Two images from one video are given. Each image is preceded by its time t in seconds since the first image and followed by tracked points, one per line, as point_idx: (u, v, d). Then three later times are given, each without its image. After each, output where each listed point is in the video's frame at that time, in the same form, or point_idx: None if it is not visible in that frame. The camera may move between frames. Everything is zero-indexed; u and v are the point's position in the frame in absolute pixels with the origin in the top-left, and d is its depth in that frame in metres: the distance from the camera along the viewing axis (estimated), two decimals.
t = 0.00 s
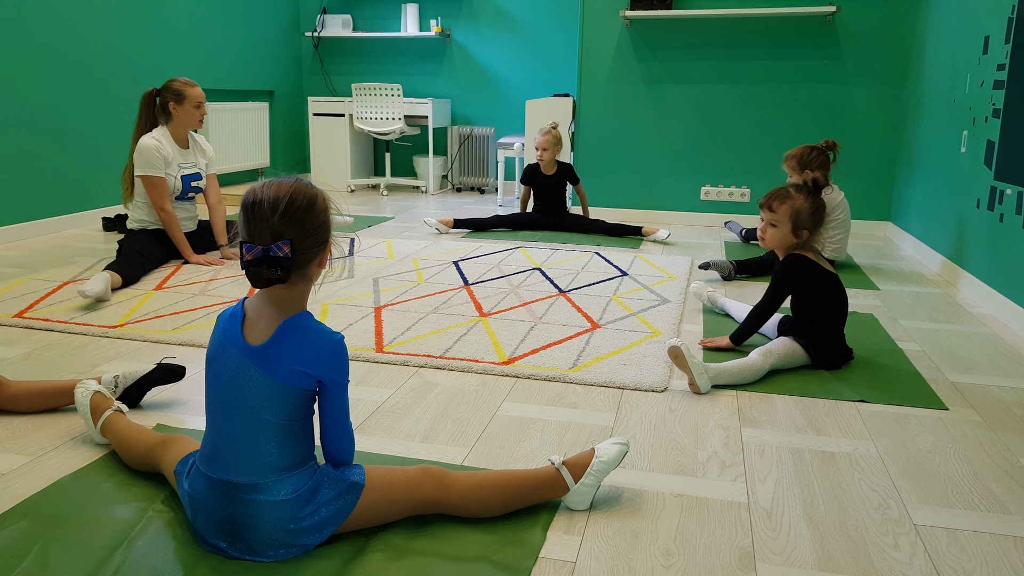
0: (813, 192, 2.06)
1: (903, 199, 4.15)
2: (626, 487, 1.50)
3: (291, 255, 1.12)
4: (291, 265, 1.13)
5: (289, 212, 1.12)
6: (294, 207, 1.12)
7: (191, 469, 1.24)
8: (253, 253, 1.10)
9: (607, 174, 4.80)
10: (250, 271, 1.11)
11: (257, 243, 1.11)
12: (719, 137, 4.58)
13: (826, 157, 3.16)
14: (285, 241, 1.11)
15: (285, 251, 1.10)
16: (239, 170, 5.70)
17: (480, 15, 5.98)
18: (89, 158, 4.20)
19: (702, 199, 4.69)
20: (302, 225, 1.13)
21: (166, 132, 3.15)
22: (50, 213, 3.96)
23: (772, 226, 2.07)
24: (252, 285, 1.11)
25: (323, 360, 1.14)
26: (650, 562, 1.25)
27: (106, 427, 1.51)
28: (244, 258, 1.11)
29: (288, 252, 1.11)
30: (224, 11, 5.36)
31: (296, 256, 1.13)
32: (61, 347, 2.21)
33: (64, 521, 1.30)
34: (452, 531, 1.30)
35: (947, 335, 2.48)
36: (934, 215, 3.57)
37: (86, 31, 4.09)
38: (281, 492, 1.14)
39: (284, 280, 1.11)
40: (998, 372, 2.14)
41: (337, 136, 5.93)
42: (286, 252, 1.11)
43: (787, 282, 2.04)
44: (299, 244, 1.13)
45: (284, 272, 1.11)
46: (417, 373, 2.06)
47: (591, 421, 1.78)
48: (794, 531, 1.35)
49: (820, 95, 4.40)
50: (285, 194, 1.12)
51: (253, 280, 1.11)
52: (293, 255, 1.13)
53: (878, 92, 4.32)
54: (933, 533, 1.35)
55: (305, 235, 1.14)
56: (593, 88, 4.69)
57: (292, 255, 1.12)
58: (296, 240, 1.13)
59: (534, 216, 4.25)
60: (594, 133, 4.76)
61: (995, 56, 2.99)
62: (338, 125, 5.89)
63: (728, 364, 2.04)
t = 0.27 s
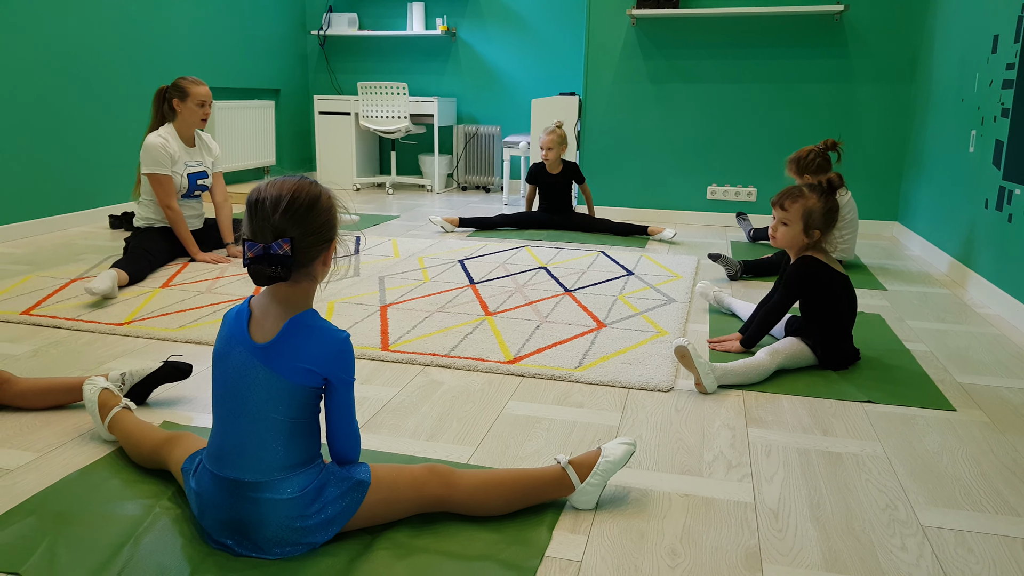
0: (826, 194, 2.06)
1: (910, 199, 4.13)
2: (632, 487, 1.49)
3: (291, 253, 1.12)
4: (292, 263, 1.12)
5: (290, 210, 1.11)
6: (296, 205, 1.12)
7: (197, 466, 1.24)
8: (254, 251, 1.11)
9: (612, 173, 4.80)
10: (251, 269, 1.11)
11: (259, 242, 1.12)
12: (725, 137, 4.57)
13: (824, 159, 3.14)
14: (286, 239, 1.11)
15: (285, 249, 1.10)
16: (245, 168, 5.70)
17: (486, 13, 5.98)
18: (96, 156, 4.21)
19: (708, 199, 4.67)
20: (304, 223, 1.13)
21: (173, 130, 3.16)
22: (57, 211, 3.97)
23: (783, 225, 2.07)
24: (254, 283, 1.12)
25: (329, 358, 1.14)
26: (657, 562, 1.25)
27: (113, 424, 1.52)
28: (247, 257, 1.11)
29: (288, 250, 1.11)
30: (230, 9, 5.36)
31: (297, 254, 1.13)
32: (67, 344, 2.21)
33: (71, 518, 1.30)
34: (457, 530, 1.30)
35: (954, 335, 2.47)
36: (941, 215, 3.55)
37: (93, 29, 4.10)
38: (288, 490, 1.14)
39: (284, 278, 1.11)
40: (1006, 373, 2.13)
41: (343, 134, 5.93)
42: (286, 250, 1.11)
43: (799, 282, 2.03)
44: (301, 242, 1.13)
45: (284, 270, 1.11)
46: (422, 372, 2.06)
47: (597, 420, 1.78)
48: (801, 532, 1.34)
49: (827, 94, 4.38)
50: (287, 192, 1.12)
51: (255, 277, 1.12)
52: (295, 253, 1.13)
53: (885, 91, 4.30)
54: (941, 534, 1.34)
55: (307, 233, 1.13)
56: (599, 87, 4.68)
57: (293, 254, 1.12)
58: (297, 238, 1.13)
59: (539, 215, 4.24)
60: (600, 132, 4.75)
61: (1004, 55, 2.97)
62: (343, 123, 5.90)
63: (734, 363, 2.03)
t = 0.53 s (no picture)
0: (833, 196, 2.05)
1: (919, 200, 4.11)
2: (639, 488, 1.49)
3: (298, 252, 1.12)
4: (299, 262, 1.13)
5: (296, 209, 1.11)
6: (303, 204, 1.12)
7: (205, 465, 1.24)
8: (261, 250, 1.11)
9: (620, 173, 4.79)
10: (259, 268, 1.12)
11: (266, 241, 1.12)
12: (732, 137, 4.56)
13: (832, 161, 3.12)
14: (292, 238, 1.11)
15: (291, 248, 1.11)
16: (253, 167, 5.72)
17: (494, 13, 5.98)
18: (105, 155, 4.23)
19: (715, 199, 4.66)
20: (311, 222, 1.13)
21: (182, 130, 3.16)
22: (66, 209, 3.99)
23: (787, 225, 2.06)
24: (262, 282, 1.12)
25: (338, 356, 1.14)
26: (664, 564, 1.24)
27: (122, 422, 1.52)
28: (254, 255, 1.12)
29: (294, 249, 1.11)
30: (238, 8, 5.37)
31: (304, 253, 1.13)
32: (76, 343, 2.22)
33: (79, 516, 1.30)
34: (464, 530, 1.30)
35: (964, 337, 2.45)
36: (951, 216, 3.53)
37: (102, 29, 4.12)
38: (295, 489, 1.14)
39: (291, 277, 1.12)
40: (1016, 376, 2.12)
41: (350, 134, 5.93)
42: (292, 249, 1.11)
43: (804, 285, 2.02)
44: (308, 241, 1.13)
45: (291, 269, 1.11)
46: (429, 372, 2.06)
47: (604, 421, 1.78)
48: (809, 534, 1.33)
49: (835, 95, 4.36)
50: (294, 191, 1.12)
51: (262, 276, 1.12)
52: (301, 252, 1.13)
53: (894, 92, 4.28)
54: (950, 538, 1.33)
55: (315, 232, 1.13)
56: (607, 87, 4.67)
57: (299, 253, 1.12)
58: (304, 237, 1.13)
59: (546, 215, 4.24)
60: (607, 132, 4.74)
61: (1014, 56, 2.95)
62: (351, 123, 5.91)
63: (742, 364, 2.03)
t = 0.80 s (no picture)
0: (837, 196, 2.04)
1: (927, 201, 4.09)
2: (646, 489, 1.48)
3: (303, 252, 1.12)
4: (305, 262, 1.13)
5: (302, 210, 1.12)
6: (309, 205, 1.12)
7: (214, 464, 1.25)
8: (267, 250, 1.11)
9: (626, 174, 4.78)
10: (265, 268, 1.12)
11: (272, 242, 1.13)
12: (739, 138, 4.55)
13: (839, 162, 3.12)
14: (297, 238, 1.11)
15: (296, 248, 1.11)
16: (260, 168, 5.73)
17: (500, 14, 5.98)
18: (112, 156, 4.25)
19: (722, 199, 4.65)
20: (317, 222, 1.13)
21: (189, 131, 3.18)
22: (74, 210, 4.01)
23: (791, 225, 2.06)
24: (269, 282, 1.12)
25: (346, 355, 1.14)
26: (671, 565, 1.24)
27: (130, 422, 1.53)
28: (261, 256, 1.12)
29: (299, 249, 1.11)
30: (245, 10, 5.39)
31: (309, 254, 1.13)
32: (84, 343, 2.23)
33: (87, 516, 1.31)
34: (471, 531, 1.30)
35: (972, 338, 2.44)
36: (959, 217, 3.51)
37: (109, 30, 4.14)
38: (303, 488, 1.14)
39: (297, 277, 1.12)
40: None
41: (357, 135, 5.94)
42: (297, 249, 1.11)
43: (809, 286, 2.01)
44: (314, 241, 1.13)
45: (296, 269, 1.11)
46: (436, 372, 2.06)
47: (611, 422, 1.77)
48: (817, 536, 1.33)
49: (842, 95, 4.35)
50: (301, 192, 1.13)
51: (269, 276, 1.12)
52: (307, 252, 1.13)
53: (902, 92, 4.27)
54: (958, 540, 1.33)
55: (321, 232, 1.13)
56: (613, 87, 4.67)
57: (304, 253, 1.12)
58: (310, 237, 1.13)
59: (552, 215, 4.24)
60: (614, 132, 4.74)
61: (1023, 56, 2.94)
62: (357, 123, 5.92)
63: (749, 366, 2.02)
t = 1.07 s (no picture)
0: (845, 196, 2.03)
1: (935, 202, 4.07)
2: (652, 492, 1.48)
3: (306, 253, 1.12)
4: (308, 263, 1.13)
5: (306, 211, 1.12)
6: (313, 206, 1.12)
7: (220, 467, 1.25)
8: (270, 252, 1.11)
9: (632, 175, 4.78)
10: (268, 269, 1.12)
11: (276, 243, 1.13)
12: (745, 140, 4.54)
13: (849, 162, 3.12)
14: (300, 239, 1.11)
15: (299, 249, 1.11)
16: (266, 171, 5.75)
17: (506, 16, 5.99)
18: (119, 159, 4.27)
19: (728, 201, 4.64)
20: (321, 224, 1.13)
21: (196, 133, 3.18)
22: (81, 213, 4.03)
23: (797, 225, 2.05)
24: (272, 283, 1.13)
25: (351, 358, 1.14)
26: (677, 568, 1.24)
27: (137, 425, 1.53)
28: (264, 257, 1.13)
29: (302, 250, 1.11)
30: (251, 13, 5.41)
31: (313, 255, 1.13)
32: (91, 346, 2.24)
33: (94, 518, 1.31)
34: (477, 533, 1.30)
35: (981, 340, 2.43)
36: (966, 218, 3.50)
37: (116, 34, 4.16)
38: (309, 490, 1.14)
39: (299, 278, 1.12)
40: None
41: (363, 137, 5.95)
42: (299, 250, 1.11)
43: (815, 286, 2.00)
44: (318, 242, 1.13)
45: (298, 270, 1.11)
46: (441, 375, 2.06)
47: (617, 425, 1.77)
48: (825, 539, 1.32)
49: (849, 96, 4.33)
50: (305, 193, 1.13)
51: (272, 277, 1.12)
52: (310, 254, 1.13)
53: (909, 93, 4.25)
54: (967, 543, 1.32)
55: (325, 234, 1.13)
56: (619, 89, 4.67)
57: (307, 254, 1.12)
58: (314, 239, 1.12)
59: (558, 217, 4.24)
60: (620, 134, 4.74)
61: None
62: (363, 126, 5.93)
63: (756, 368, 2.02)
